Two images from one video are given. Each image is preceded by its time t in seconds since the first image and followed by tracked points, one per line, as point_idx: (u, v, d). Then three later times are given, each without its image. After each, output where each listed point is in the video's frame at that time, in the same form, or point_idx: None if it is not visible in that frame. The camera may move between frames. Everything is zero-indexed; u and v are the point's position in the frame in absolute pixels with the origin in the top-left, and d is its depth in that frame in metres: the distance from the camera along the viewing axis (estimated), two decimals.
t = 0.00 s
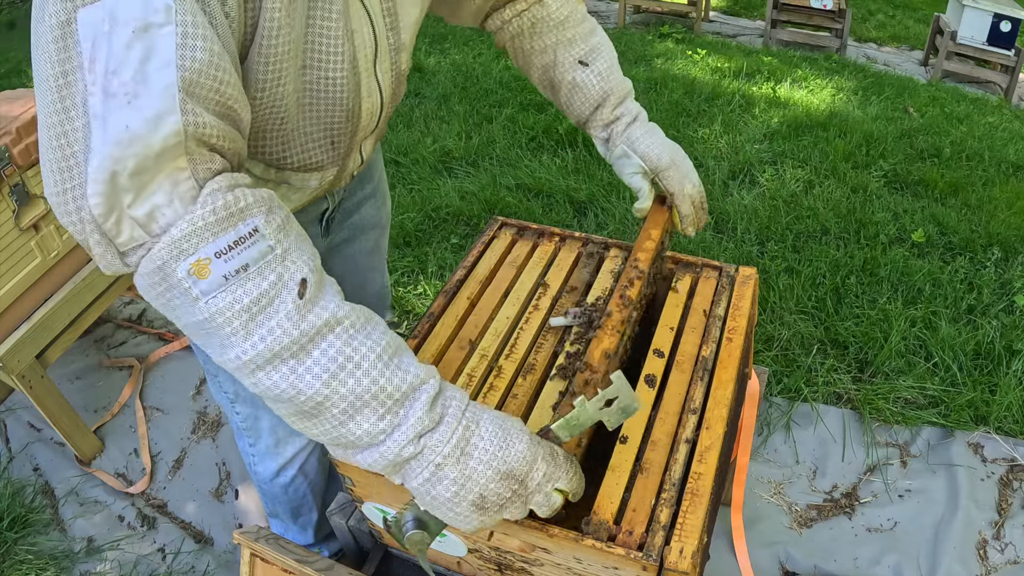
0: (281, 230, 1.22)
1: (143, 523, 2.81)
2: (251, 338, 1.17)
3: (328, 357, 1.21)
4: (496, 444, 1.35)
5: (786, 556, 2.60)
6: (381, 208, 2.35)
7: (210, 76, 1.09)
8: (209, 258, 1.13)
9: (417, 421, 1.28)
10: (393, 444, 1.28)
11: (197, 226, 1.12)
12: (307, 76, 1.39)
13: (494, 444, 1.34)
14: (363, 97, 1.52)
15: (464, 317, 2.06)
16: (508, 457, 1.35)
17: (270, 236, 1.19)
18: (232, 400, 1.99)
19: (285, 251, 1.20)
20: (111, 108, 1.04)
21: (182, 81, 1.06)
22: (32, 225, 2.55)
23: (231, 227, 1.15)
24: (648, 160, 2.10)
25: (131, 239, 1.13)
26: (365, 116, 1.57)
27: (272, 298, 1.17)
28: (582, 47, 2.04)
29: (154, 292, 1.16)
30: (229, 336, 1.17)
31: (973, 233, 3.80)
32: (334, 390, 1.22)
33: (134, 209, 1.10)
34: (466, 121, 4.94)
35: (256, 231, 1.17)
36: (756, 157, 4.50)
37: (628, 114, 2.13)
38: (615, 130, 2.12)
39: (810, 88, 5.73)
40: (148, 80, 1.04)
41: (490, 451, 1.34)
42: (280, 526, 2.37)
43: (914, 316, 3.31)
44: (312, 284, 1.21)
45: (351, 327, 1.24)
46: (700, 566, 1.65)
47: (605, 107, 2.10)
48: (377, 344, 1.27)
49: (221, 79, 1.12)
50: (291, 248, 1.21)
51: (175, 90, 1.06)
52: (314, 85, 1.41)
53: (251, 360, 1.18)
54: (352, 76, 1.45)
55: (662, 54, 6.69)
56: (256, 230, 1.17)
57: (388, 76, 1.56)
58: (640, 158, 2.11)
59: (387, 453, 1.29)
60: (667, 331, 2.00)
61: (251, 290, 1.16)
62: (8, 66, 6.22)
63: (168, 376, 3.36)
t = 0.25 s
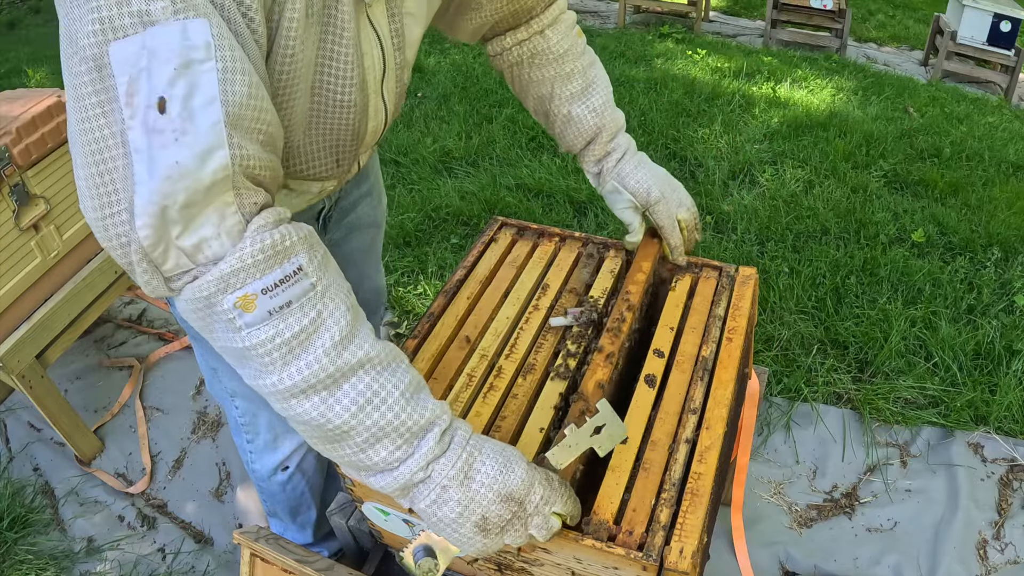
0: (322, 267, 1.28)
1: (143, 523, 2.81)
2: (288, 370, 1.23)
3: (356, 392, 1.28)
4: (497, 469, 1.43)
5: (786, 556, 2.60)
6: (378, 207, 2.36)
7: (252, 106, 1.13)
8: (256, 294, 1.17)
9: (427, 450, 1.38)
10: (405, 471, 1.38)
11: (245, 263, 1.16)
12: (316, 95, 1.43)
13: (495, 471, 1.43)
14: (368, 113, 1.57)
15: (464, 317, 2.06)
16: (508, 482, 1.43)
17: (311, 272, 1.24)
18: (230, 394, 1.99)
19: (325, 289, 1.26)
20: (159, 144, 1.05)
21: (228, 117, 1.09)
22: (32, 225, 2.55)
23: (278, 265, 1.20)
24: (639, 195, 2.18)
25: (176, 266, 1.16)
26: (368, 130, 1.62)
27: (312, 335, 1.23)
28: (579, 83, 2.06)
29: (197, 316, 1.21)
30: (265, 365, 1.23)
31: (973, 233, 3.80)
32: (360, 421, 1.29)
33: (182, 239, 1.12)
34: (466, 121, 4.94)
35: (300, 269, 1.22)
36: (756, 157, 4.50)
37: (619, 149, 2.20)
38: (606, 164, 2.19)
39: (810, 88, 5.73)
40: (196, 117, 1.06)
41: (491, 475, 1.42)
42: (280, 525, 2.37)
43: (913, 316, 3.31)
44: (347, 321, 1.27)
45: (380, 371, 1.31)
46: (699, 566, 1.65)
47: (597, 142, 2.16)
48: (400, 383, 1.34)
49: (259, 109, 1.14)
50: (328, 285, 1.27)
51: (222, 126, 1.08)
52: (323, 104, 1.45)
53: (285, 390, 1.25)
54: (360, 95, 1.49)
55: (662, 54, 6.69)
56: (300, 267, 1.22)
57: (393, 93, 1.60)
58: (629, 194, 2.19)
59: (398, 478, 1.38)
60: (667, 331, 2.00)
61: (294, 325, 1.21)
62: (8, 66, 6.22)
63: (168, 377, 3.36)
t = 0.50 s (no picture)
0: (348, 288, 1.31)
1: (143, 523, 2.81)
2: (313, 387, 1.26)
3: (376, 411, 1.32)
4: (503, 481, 1.45)
5: (786, 556, 2.60)
6: (377, 206, 2.36)
7: (281, 125, 1.15)
8: (286, 314, 1.20)
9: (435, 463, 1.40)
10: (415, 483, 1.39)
11: (278, 283, 1.19)
12: (326, 109, 1.45)
13: (500, 483, 1.45)
14: (375, 127, 1.58)
15: (463, 317, 2.06)
16: (514, 494, 1.45)
17: (340, 294, 1.27)
18: (230, 390, 1.99)
19: (351, 310, 1.29)
20: (192, 164, 1.08)
21: (258, 135, 1.12)
22: (32, 225, 2.55)
23: (309, 286, 1.23)
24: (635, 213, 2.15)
25: (206, 282, 1.18)
26: (374, 143, 1.64)
27: (338, 355, 1.27)
28: (579, 102, 2.05)
29: (225, 330, 1.24)
30: (290, 381, 1.26)
31: (973, 233, 3.80)
32: (378, 438, 1.33)
33: (213, 257, 1.15)
34: (466, 121, 4.94)
35: (329, 291, 1.26)
36: (756, 157, 4.50)
37: (617, 168, 2.17)
38: (603, 183, 2.17)
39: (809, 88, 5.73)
40: (227, 136, 1.08)
41: (498, 487, 1.44)
42: (280, 524, 2.37)
43: (913, 316, 3.31)
44: (371, 343, 1.31)
45: (399, 394, 1.35)
46: (699, 566, 1.65)
47: (595, 161, 2.15)
48: (415, 404, 1.37)
49: (286, 125, 1.17)
50: (355, 306, 1.30)
51: (253, 145, 1.11)
52: (332, 118, 1.47)
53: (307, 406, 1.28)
54: (368, 110, 1.51)
55: (662, 54, 6.69)
56: (330, 289, 1.26)
57: (399, 106, 1.62)
58: (626, 213, 2.17)
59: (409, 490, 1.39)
60: (667, 332, 2.00)
61: (321, 344, 1.24)
62: (8, 66, 6.22)
63: (167, 377, 3.36)
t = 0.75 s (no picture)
0: (357, 291, 1.32)
1: (142, 523, 2.81)
2: (322, 390, 1.27)
3: (384, 413, 1.32)
4: (509, 485, 1.47)
5: (786, 556, 2.60)
6: (379, 205, 2.36)
7: (289, 124, 1.16)
8: (296, 314, 1.21)
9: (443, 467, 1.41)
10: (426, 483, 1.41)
11: (288, 284, 1.20)
12: (329, 111, 1.45)
13: (507, 486, 1.46)
14: (377, 128, 1.58)
15: (464, 317, 2.06)
16: (521, 496, 1.47)
17: (349, 296, 1.28)
18: (233, 389, 2.00)
19: (359, 314, 1.30)
20: (202, 165, 1.08)
21: (268, 134, 1.12)
22: (32, 225, 2.55)
23: (318, 288, 1.24)
24: (631, 216, 2.14)
25: (214, 284, 1.18)
26: (376, 143, 1.63)
27: (347, 357, 1.27)
28: (579, 104, 2.04)
29: (235, 332, 1.24)
30: (299, 383, 1.26)
31: (973, 233, 3.80)
32: (386, 441, 1.33)
33: (223, 258, 1.15)
34: (466, 121, 4.94)
35: (339, 293, 1.27)
36: (756, 157, 4.50)
37: (617, 171, 2.16)
38: (603, 187, 2.17)
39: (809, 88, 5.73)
40: (237, 137, 1.09)
41: (506, 491, 1.46)
42: (280, 524, 2.37)
43: (913, 316, 3.31)
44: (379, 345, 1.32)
45: (407, 396, 1.36)
46: (699, 566, 1.65)
47: (594, 164, 2.14)
48: (423, 408, 1.38)
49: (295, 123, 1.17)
50: (363, 309, 1.31)
51: (264, 145, 1.11)
52: (335, 120, 1.47)
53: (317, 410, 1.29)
54: (371, 111, 1.51)
55: (661, 54, 6.70)
56: (339, 291, 1.27)
57: (401, 106, 1.61)
58: (625, 217, 2.16)
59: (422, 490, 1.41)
60: (667, 332, 2.00)
61: (330, 345, 1.25)
62: (8, 66, 6.22)
63: (167, 377, 3.36)
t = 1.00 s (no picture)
0: (258, 217, 1.23)
1: (143, 523, 2.81)
2: (249, 317, 1.19)
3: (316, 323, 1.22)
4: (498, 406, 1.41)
5: (786, 556, 2.60)
6: (380, 204, 2.36)
7: (204, 128, 1.10)
8: (196, 260, 1.15)
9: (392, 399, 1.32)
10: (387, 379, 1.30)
11: (181, 232, 1.13)
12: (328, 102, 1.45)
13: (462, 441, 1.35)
14: (377, 119, 1.58)
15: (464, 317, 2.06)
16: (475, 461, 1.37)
17: (246, 225, 1.20)
18: (233, 388, 2.00)
19: (263, 237, 1.21)
20: (112, 152, 1.06)
21: (180, 137, 1.08)
22: (32, 225, 2.55)
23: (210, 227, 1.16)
24: (630, 217, 2.14)
25: (123, 254, 1.15)
26: (377, 136, 1.63)
27: (263, 278, 1.19)
28: (581, 102, 2.04)
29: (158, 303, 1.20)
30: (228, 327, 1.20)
31: (973, 233, 3.79)
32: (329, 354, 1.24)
33: (123, 231, 1.12)
34: (466, 121, 4.94)
35: (233, 225, 1.18)
36: (756, 157, 4.50)
37: (619, 172, 2.15)
38: (605, 188, 2.17)
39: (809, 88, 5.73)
40: (149, 131, 1.06)
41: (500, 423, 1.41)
42: (281, 523, 2.37)
43: (913, 316, 3.31)
44: (292, 264, 1.22)
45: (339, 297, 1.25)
46: (699, 566, 1.65)
47: (596, 163, 2.14)
48: (360, 290, 1.27)
49: (214, 128, 1.12)
50: (267, 233, 1.22)
51: (172, 144, 1.07)
52: (334, 111, 1.47)
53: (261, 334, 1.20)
54: (370, 102, 1.50)
55: (661, 54, 6.70)
56: (232, 223, 1.18)
57: (400, 98, 1.61)
58: (627, 219, 2.16)
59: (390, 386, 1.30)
60: (667, 332, 2.00)
61: (238, 282, 1.17)
62: (8, 66, 6.22)
63: (167, 377, 3.36)
